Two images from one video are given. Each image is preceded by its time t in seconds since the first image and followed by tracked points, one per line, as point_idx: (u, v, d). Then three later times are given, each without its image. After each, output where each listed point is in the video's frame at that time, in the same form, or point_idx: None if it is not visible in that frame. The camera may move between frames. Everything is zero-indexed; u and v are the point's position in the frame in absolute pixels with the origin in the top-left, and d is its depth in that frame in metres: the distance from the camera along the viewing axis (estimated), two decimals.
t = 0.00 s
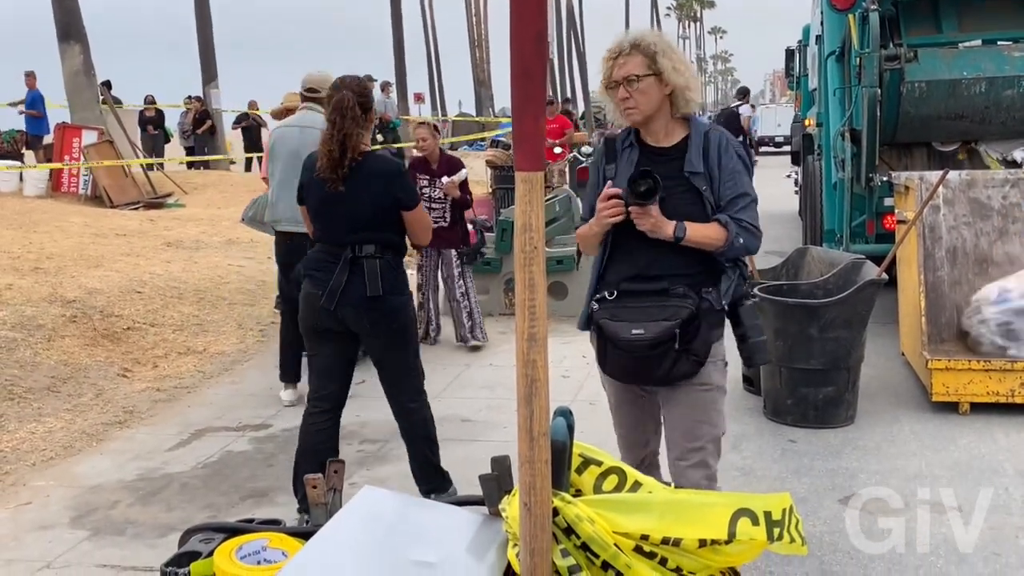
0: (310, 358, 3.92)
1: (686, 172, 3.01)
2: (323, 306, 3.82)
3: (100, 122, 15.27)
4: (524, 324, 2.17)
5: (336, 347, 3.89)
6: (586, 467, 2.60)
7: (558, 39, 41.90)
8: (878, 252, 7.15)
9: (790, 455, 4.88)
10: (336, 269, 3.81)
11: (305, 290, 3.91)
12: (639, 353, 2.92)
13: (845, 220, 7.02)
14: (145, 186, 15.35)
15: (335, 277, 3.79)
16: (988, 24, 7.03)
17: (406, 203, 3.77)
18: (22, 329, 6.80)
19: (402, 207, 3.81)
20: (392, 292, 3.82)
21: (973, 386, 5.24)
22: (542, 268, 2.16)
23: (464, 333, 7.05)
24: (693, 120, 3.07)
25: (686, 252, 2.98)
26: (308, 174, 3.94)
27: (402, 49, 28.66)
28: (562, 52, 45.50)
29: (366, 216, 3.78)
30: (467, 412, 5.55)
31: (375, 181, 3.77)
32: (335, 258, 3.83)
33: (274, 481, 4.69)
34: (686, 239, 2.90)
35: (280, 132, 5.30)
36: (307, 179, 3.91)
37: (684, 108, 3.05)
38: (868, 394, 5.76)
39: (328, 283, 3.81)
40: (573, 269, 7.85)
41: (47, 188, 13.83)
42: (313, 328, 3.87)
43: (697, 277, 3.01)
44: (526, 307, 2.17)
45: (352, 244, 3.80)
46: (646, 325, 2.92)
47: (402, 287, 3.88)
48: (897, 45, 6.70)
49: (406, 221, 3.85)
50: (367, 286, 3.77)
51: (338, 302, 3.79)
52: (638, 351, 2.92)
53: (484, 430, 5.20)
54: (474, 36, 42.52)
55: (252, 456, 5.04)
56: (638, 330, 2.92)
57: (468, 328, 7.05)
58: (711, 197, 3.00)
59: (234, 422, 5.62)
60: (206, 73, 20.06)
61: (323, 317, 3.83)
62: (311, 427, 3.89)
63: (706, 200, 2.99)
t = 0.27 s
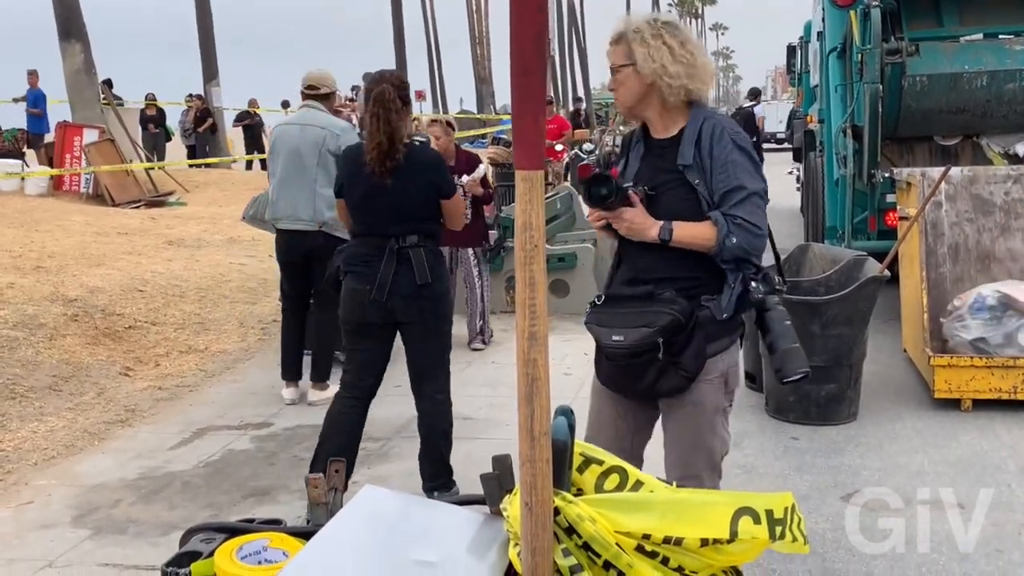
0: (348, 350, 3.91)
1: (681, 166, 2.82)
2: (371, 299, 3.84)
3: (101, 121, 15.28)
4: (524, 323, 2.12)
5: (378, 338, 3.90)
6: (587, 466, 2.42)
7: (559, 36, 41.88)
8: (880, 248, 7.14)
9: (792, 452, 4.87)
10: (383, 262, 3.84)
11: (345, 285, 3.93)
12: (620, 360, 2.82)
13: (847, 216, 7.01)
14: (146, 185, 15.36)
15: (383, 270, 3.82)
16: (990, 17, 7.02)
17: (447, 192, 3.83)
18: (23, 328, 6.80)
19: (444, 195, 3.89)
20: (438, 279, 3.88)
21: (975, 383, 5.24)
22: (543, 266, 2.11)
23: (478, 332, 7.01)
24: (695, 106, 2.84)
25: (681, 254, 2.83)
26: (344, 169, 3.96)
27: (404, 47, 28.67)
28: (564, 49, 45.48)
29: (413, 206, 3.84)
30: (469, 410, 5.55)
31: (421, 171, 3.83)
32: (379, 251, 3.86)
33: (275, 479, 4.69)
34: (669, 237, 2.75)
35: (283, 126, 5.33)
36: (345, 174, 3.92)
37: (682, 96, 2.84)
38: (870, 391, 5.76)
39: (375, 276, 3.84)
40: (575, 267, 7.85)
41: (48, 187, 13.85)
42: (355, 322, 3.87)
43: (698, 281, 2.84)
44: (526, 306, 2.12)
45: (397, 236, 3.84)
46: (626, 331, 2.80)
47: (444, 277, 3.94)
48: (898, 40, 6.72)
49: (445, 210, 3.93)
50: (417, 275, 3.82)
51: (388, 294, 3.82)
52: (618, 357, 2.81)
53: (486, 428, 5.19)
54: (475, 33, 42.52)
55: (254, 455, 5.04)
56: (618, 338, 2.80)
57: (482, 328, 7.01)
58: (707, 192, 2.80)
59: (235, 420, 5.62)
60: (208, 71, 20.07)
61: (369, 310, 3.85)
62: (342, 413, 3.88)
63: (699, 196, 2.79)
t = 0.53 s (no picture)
0: (375, 343, 3.87)
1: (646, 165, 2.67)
2: (399, 289, 3.78)
3: (108, 115, 15.28)
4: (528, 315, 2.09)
5: (402, 332, 3.84)
6: (592, 459, 2.35)
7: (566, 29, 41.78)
8: (888, 241, 7.12)
9: (800, 445, 4.86)
10: (413, 253, 3.78)
11: (372, 276, 3.88)
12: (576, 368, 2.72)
13: (856, 210, 6.99)
14: (153, 179, 15.37)
15: (412, 260, 3.77)
16: (999, 4, 6.88)
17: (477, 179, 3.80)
18: (31, 321, 6.82)
19: (471, 180, 3.87)
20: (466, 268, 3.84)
21: (984, 376, 5.22)
22: (547, 258, 2.08)
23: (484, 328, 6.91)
24: (668, 96, 2.67)
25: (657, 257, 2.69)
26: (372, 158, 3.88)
27: (410, 40, 28.63)
28: (571, 43, 45.39)
29: (442, 195, 3.80)
30: (475, 403, 5.54)
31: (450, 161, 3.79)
32: (406, 242, 3.80)
33: (282, 472, 4.69)
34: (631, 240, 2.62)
35: (284, 118, 5.32)
36: (376, 163, 3.85)
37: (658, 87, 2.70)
38: (878, 384, 5.74)
39: (403, 267, 3.78)
40: (582, 260, 7.84)
41: (55, 181, 13.87)
42: (382, 314, 3.82)
43: (666, 296, 2.71)
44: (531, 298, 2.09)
45: (425, 226, 3.80)
46: (583, 340, 2.69)
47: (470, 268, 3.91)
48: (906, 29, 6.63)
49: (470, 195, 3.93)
50: (445, 266, 3.78)
51: (416, 285, 3.76)
52: (574, 366, 2.71)
53: (493, 422, 5.19)
54: (482, 26, 42.44)
55: (261, 448, 5.04)
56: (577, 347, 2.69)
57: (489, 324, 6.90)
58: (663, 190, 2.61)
59: (243, 414, 5.62)
60: (214, 65, 20.05)
61: (396, 301, 3.79)
62: (375, 400, 3.91)
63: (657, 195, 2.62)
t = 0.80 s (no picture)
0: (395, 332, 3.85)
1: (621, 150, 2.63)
2: (417, 278, 3.77)
3: (128, 106, 15.35)
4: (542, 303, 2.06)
5: (420, 321, 3.82)
6: (607, 449, 2.28)
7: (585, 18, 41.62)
8: (910, 229, 7.05)
9: (820, 435, 4.83)
10: (432, 243, 3.77)
11: (391, 264, 3.87)
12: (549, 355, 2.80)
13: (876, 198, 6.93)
14: (173, 170, 15.43)
15: (430, 249, 3.76)
16: None
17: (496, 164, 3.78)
18: (52, 312, 6.86)
19: (488, 165, 3.84)
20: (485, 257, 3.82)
21: (1007, 365, 5.16)
22: (561, 243, 2.06)
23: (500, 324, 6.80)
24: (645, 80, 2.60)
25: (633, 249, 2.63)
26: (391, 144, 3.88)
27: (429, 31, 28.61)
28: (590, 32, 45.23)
29: (460, 183, 3.78)
30: (494, 393, 5.53)
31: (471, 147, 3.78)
32: (425, 231, 3.79)
33: (301, 461, 4.70)
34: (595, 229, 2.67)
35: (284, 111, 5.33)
36: (396, 150, 3.83)
37: (648, 66, 2.66)
38: (899, 374, 5.69)
39: (421, 256, 3.77)
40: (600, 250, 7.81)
41: (76, 172, 13.95)
42: (401, 303, 3.81)
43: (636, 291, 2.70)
44: (544, 285, 2.06)
45: (444, 215, 3.78)
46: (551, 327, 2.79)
47: (489, 257, 3.89)
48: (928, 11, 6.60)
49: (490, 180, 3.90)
50: (462, 254, 3.76)
51: (434, 273, 3.75)
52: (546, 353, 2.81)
53: (511, 411, 5.18)
54: (500, 16, 42.34)
55: (280, 437, 5.05)
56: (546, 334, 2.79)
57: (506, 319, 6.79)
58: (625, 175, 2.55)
59: (262, 403, 5.63)
60: (233, 56, 20.09)
61: (415, 290, 3.78)
62: (397, 392, 3.87)
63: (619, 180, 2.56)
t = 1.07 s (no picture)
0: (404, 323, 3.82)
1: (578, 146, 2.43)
2: (423, 268, 3.74)
3: (149, 101, 15.42)
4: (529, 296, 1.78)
5: (429, 311, 3.79)
6: (603, 444, 2.02)
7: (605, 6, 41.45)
8: (933, 216, 6.95)
9: (841, 426, 4.76)
10: (438, 232, 3.74)
11: (398, 254, 3.84)
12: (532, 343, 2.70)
13: (898, 184, 6.82)
14: (194, 164, 15.50)
15: (436, 239, 3.73)
16: None
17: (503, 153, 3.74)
18: (71, 306, 6.89)
19: (494, 153, 3.80)
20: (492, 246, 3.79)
21: None
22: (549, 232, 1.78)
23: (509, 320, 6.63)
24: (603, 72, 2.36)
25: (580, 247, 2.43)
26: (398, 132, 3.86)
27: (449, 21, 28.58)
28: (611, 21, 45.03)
29: (466, 171, 3.76)
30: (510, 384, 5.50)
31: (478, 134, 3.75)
32: (432, 220, 3.77)
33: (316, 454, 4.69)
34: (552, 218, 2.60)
35: (281, 103, 5.30)
36: (400, 139, 3.80)
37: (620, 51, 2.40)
38: (922, 362, 5.60)
39: (427, 245, 3.74)
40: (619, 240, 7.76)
41: (98, 166, 14.03)
42: (408, 293, 3.77)
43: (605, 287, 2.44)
44: (533, 277, 1.79)
45: (451, 204, 3.76)
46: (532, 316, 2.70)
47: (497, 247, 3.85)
48: None
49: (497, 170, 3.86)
50: (469, 245, 3.72)
51: (440, 264, 3.72)
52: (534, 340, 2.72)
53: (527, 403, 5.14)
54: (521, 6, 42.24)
55: (296, 430, 5.04)
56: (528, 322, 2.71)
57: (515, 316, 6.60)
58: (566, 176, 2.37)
59: (279, 396, 5.63)
60: (254, 49, 20.14)
61: (422, 280, 3.75)
62: (407, 385, 3.83)
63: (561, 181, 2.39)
